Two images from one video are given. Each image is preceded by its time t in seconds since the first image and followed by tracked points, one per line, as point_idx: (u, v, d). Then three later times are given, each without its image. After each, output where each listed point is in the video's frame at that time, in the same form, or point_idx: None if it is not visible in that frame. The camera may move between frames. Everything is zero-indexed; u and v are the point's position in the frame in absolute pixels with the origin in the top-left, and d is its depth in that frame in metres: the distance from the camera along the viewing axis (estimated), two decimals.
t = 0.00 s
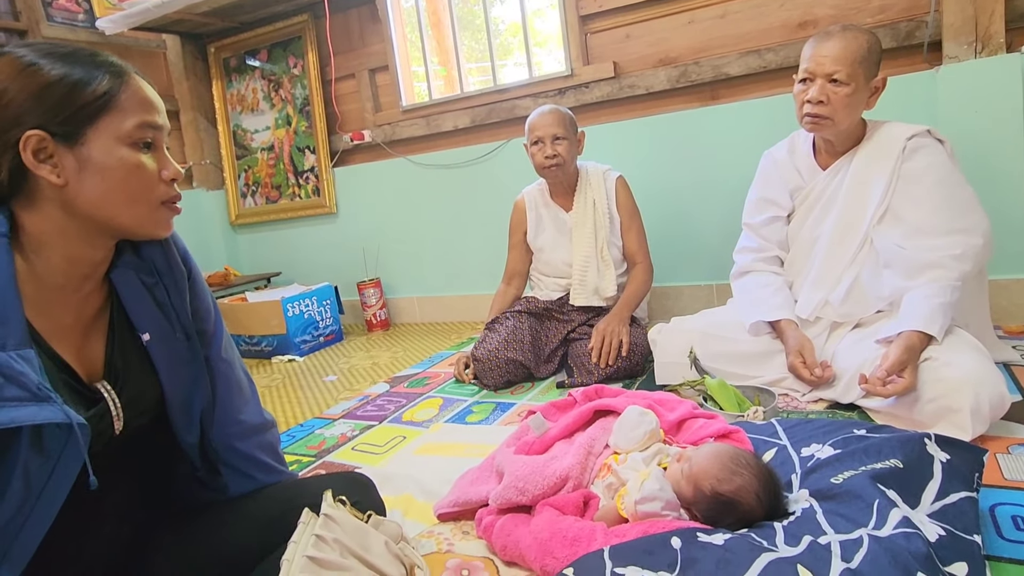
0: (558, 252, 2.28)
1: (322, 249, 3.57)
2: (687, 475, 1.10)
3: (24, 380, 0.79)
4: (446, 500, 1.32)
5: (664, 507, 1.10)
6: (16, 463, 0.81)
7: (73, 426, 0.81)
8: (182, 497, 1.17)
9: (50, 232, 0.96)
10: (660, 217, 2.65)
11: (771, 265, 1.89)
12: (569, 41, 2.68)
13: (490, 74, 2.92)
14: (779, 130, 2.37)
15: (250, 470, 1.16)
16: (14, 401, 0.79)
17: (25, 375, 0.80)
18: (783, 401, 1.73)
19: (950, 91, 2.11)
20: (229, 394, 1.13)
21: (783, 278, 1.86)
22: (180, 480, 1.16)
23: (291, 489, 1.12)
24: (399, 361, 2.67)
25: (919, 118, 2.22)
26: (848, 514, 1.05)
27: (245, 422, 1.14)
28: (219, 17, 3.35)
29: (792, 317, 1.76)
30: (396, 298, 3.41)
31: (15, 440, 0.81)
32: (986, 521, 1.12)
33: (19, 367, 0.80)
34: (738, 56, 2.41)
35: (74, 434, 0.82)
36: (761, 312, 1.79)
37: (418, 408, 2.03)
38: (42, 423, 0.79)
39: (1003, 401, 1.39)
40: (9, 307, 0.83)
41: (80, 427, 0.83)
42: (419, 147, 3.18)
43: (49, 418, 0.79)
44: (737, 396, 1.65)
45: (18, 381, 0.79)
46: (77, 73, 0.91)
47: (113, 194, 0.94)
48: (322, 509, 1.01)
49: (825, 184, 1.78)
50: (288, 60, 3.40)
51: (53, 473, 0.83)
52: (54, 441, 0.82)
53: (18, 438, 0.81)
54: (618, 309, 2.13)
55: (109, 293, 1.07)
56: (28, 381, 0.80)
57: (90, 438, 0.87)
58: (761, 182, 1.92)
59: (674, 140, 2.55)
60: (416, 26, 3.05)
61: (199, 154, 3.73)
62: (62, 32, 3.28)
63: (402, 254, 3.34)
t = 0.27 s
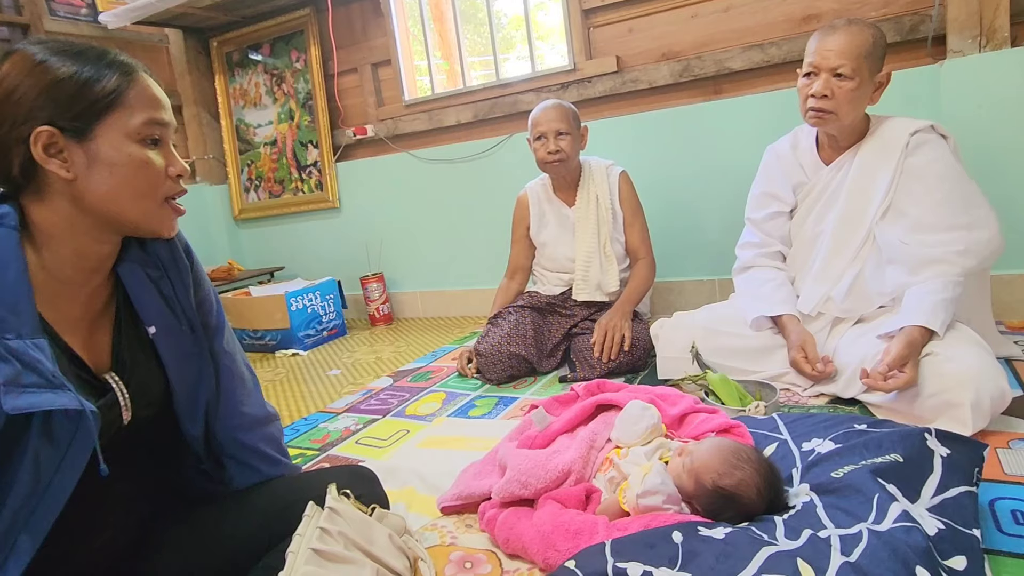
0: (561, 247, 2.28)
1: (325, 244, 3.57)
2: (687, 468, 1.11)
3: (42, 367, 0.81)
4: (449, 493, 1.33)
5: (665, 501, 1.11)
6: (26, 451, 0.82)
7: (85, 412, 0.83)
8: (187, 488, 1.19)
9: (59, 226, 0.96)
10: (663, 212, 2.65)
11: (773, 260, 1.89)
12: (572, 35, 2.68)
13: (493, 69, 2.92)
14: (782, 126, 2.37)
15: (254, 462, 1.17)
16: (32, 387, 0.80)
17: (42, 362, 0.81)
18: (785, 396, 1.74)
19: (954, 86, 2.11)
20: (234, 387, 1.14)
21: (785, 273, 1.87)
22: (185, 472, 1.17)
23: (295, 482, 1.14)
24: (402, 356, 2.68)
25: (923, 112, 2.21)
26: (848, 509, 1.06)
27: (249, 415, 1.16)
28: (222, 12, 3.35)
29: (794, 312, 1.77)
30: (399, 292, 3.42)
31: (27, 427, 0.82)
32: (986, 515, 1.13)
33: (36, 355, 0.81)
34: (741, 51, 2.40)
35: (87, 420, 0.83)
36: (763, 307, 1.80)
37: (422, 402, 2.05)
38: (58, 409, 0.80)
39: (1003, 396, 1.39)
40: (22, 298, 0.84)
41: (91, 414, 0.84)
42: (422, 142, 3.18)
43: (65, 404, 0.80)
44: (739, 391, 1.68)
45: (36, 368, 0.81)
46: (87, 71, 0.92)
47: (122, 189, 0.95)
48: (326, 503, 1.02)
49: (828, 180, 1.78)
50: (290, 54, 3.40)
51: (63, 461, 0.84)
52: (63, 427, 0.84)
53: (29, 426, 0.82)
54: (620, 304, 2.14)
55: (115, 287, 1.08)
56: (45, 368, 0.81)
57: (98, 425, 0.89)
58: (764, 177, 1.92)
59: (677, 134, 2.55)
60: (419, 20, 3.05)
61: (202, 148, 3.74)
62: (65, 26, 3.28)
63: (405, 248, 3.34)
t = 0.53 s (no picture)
0: (563, 244, 2.28)
1: (327, 240, 3.57)
2: (689, 466, 1.11)
3: (39, 365, 0.81)
4: (451, 490, 1.33)
5: (667, 498, 1.10)
6: (28, 450, 0.82)
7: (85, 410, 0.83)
8: (189, 486, 1.19)
9: (57, 225, 0.96)
10: (665, 208, 2.64)
11: (776, 256, 1.89)
12: (574, 31, 2.67)
13: (494, 64, 2.91)
14: (785, 121, 2.36)
15: (255, 460, 1.17)
16: (30, 386, 0.80)
17: (39, 361, 0.81)
18: (787, 392, 1.74)
19: (958, 81, 2.10)
20: (234, 385, 1.14)
21: (788, 269, 1.86)
22: (187, 469, 1.17)
23: (297, 479, 1.14)
24: (404, 352, 2.68)
25: (927, 108, 2.20)
26: (850, 505, 1.06)
27: (250, 413, 1.16)
28: (223, 8, 3.34)
29: (796, 309, 1.77)
30: (401, 288, 3.42)
31: (27, 425, 0.82)
32: (988, 512, 1.13)
33: (33, 354, 0.81)
34: (744, 46, 2.39)
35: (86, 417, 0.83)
36: (766, 303, 1.80)
37: (424, 399, 2.05)
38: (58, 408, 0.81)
39: (1007, 392, 1.39)
40: (20, 295, 0.84)
41: (90, 411, 0.84)
42: (424, 138, 3.17)
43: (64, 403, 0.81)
44: (741, 387, 1.67)
45: (33, 366, 0.80)
46: (76, 66, 0.91)
47: (122, 185, 0.95)
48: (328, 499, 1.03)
49: (830, 176, 1.77)
50: (292, 51, 3.40)
51: (65, 458, 0.84)
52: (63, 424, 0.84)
53: (30, 424, 0.82)
54: (622, 300, 2.14)
55: (114, 285, 1.07)
56: (42, 367, 0.81)
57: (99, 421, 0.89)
58: (766, 173, 1.91)
59: (679, 130, 2.54)
60: (421, 15, 3.04)
61: (204, 145, 3.74)
62: (66, 22, 3.28)
63: (406, 245, 3.34)
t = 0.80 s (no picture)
0: (564, 242, 2.28)
1: (329, 238, 3.57)
2: (691, 464, 1.11)
3: (34, 366, 0.81)
4: (452, 488, 1.33)
5: (668, 496, 1.10)
6: (29, 451, 0.82)
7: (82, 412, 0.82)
8: (191, 485, 1.19)
9: (54, 225, 0.96)
10: (667, 205, 2.64)
11: (779, 254, 1.88)
12: (575, 28, 2.66)
13: (495, 62, 2.91)
14: (786, 119, 2.36)
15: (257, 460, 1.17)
16: (24, 387, 0.80)
17: (34, 362, 0.81)
18: (789, 390, 1.74)
19: (960, 78, 2.09)
20: (235, 384, 1.14)
21: (790, 267, 1.86)
22: (189, 468, 1.17)
23: (298, 478, 1.13)
24: (405, 350, 2.68)
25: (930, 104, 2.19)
26: (852, 503, 1.06)
27: (251, 413, 1.16)
28: (223, 6, 3.34)
29: (798, 307, 1.76)
30: (402, 287, 3.42)
31: (27, 427, 0.82)
32: (990, 510, 1.13)
33: (28, 355, 0.81)
34: (746, 43, 2.39)
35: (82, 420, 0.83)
36: (768, 301, 1.79)
37: (425, 397, 2.05)
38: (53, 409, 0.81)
39: (1010, 390, 1.38)
40: (15, 296, 0.84)
41: (88, 413, 0.83)
42: (425, 136, 3.17)
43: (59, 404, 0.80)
44: (743, 385, 1.67)
45: (28, 367, 0.81)
46: (68, 62, 0.91)
47: (116, 182, 0.95)
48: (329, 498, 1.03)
49: (832, 173, 1.77)
50: (293, 49, 3.39)
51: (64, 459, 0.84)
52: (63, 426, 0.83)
53: (29, 426, 0.82)
54: (623, 298, 2.14)
55: (114, 285, 1.07)
56: (37, 368, 0.81)
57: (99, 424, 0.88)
58: (768, 171, 1.91)
59: (681, 128, 2.54)
60: (421, 13, 3.04)
61: (205, 143, 3.74)
62: (67, 21, 3.28)
63: (408, 243, 3.34)
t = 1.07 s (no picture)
0: (565, 242, 2.28)
1: (330, 239, 3.58)
2: (692, 464, 1.11)
3: (45, 367, 0.81)
4: (454, 489, 1.33)
5: (670, 497, 1.11)
6: (36, 453, 0.83)
7: (91, 412, 0.83)
8: (194, 486, 1.19)
9: (58, 227, 0.97)
10: (668, 206, 2.64)
11: (779, 254, 1.88)
12: (576, 29, 2.67)
13: (496, 62, 2.91)
14: (787, 119, 2.36)
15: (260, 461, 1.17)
16: (36, 387, 0.80)
17: (44, 362, 0.82)
18: (791, 390, 1.74)
19: (961, 78, 2.09)
20: (238, 386, 1.15)
21: (791, 267, 1.86)
22: (192, 470, 1.18)
23: (301, 479, 1.14)
24: (407, 351, 2.69)
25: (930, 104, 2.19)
26: (853, 504, 1.06)
27: (254, 414, 1.16)
28: (225, 8, 3.35)
29: (799, 307, 1.77)
30: (404, 287, 3.42)
31: (35, 428, 0.83)
32: (992, 511, 1.13)
33: (39, 356, 0.81)
34: (746, 43, 2.39)
35: (92, 419, 0.84)
36: (769, 302, 1.80)
37: (427, 398, 2.05)
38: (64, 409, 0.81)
39: (1011, 390, 1.38)
40: (23, 297, 0.84)
41: (96, 413, 0.84)
42: (426, 137, 3.17)
43: (70, 404, 0.81)
44: (744, 386, 1.67)
45: (39, 368, 0.81)
46: (68, 63, 0.92)
47: (119, 182, 0.95)
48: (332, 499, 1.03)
49: (833, 173, 1.77)
50: (294, 50, 3.40)
51: (72, 457, 0.84)
52: (69, 424, 0.84)
53: (36, 427, 0.83)
54: (625, 299, 2.14)
55: (117, 286, 1.08)
56: (47, 368, 0.82)
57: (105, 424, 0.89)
58: (769, 171, 1.91)
59: (682, 128, 2.54)
60: (422, 14, 3.04)
61: (207, 144, 3.75)
62: (69, 24, 3.29)
63: (409, 244, 3.35)
